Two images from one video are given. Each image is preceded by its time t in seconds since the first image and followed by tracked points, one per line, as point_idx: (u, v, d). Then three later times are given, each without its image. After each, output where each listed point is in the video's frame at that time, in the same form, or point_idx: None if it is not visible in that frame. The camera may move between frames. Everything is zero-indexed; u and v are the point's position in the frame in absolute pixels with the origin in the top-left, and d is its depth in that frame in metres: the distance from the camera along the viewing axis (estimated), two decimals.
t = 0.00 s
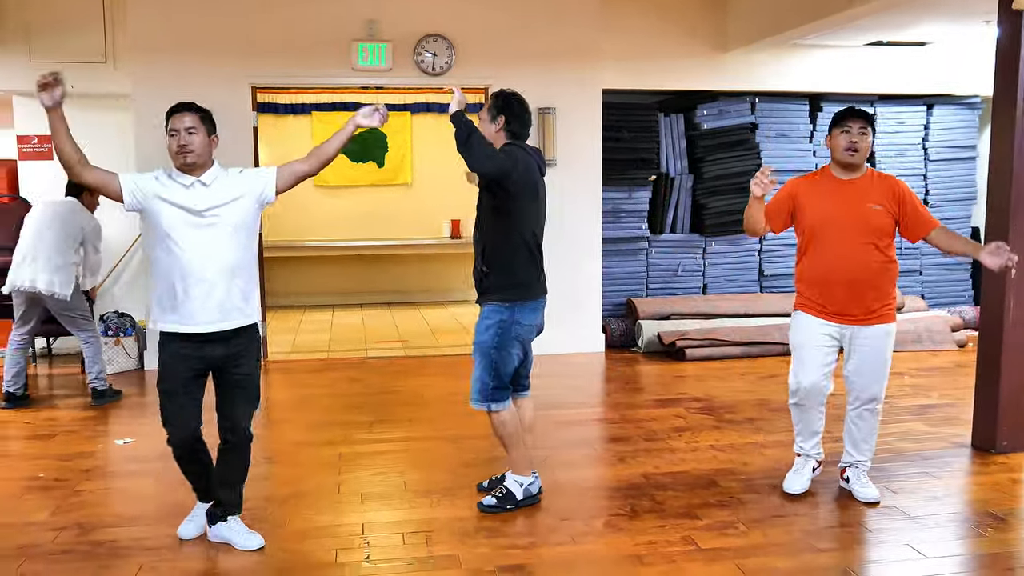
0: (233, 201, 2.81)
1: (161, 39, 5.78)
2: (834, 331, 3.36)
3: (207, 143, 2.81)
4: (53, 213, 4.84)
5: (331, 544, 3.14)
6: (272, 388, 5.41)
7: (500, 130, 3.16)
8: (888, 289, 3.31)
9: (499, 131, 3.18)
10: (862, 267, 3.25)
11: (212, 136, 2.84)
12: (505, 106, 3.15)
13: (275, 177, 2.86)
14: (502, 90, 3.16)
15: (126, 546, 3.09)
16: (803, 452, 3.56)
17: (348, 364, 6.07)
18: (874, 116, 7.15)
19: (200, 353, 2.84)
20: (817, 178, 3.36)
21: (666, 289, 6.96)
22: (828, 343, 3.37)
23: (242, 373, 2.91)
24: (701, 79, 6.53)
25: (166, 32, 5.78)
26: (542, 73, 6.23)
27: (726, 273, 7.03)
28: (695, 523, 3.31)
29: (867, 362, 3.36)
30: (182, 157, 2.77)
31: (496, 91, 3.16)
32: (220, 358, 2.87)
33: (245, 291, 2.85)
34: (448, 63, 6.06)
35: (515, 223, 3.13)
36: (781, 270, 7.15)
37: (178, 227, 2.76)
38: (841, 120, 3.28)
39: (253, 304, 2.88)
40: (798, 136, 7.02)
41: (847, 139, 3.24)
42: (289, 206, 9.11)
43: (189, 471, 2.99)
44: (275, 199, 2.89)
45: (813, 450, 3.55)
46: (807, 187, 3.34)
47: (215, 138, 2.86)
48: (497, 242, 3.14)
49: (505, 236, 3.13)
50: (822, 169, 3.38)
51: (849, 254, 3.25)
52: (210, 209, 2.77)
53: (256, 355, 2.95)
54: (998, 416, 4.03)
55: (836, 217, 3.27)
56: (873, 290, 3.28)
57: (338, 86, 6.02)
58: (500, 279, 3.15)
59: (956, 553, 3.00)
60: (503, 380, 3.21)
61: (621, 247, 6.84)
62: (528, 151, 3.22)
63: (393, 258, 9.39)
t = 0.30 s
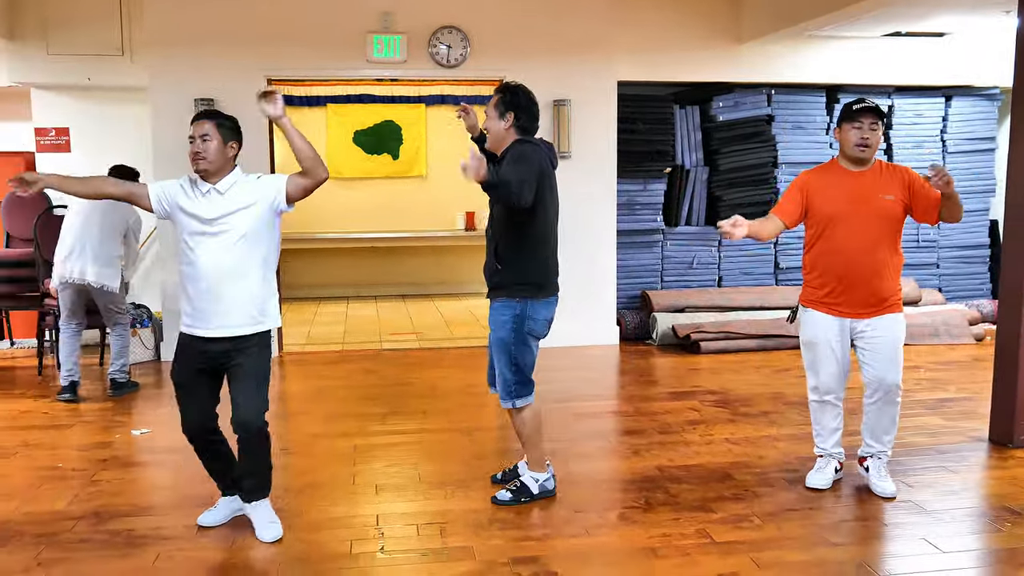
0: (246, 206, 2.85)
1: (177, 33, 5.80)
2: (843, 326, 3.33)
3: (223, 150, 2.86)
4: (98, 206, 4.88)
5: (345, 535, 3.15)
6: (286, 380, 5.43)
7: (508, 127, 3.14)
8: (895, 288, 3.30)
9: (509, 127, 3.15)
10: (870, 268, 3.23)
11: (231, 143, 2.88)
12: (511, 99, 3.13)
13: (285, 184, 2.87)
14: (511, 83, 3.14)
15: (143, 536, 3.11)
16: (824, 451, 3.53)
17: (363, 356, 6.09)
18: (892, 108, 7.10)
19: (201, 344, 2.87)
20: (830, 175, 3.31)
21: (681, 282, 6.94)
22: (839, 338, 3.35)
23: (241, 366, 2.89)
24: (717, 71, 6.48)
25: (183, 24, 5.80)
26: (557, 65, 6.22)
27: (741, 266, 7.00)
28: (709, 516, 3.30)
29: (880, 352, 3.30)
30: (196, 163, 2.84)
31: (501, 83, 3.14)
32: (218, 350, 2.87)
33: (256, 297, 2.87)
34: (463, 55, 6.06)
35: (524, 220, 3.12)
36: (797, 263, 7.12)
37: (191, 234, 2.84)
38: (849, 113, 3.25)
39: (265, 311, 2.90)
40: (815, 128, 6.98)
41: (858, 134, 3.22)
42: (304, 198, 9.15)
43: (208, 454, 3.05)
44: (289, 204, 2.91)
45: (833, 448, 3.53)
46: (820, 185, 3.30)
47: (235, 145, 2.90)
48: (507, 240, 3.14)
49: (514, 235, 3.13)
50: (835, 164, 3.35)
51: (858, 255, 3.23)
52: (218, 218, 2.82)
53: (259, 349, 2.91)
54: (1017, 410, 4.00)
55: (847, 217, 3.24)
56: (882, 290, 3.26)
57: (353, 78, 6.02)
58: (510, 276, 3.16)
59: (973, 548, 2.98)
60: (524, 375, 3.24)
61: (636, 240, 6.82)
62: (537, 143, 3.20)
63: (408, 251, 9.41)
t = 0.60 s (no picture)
0: (258, 190, 2.88)
1: (194, 29, 5.82)
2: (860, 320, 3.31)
3: (246, 132, 2.91)
4: (111, 199, 4.86)
5: (359, 529, 3.16)
6: (301, 375, 5.46)
7: (517, 125, 3.15)
8: (910, 276, 3.26)
9: (518, 125, 3.16)
10: (880, 255, 3.21)
11: (255, 125, 2.92)
12: (519, 97, 3.14)
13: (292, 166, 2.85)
14: (519, 80, 3.16)
15: (159, 529, 3.13)
16: (841, 449, 3.51)
17: (377, 351, 6.10)
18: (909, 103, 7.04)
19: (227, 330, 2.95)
20: (842, 168, 3.30)
21: (695, 278, 6.92)
22: (858, 333, 3.32)
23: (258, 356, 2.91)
24: (732, 66, 6.45)
25: (198, 21, 5.83)
26: (571, 61, 6.21)
27: (755, 262, 6.98)
28: (723, 513, 3.30)
29: (898, 346, 3.28)
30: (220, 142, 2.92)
31: (510, 81, 3.15)
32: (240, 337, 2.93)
33: (266, 279, 2.89)
34: (478, 51, 6.06)
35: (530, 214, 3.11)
36: (812, 259, 7.09)
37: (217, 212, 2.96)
38: (872, 111, 3.17)
39: (277, 294, 2.90)
40: (831, 124, 6.94)
41: (881, 140, 3.18)
42: (318, 193, 9.20)
43: (231, 438, 3.12)
44: (297, 187, 2.89)
45: (849, 446, 3.50)
46: (831, 178, 3.29)
47: (259, 125, 2.94)
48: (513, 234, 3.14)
49: (520, 229, 3.12)
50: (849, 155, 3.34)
51: (866, 242, 3.22)
52: (234, 197, 2.89)
53: (276, 341, 2.92)
54: None
55: (857, 207, 3.23)
56: (892, 280, 3.23)
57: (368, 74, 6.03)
58: (517, 272, 3.17)
59: (988, 547, 2.97)
60: (530, 370, 3.25)
61: (650, 236, 6.81)
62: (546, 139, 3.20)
63: (422, 247, 9.42)
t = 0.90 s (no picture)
0: (274, 201, 2.87)
1: (201, 27, 5.83)
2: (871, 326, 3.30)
3: (269, 144, 2.91)
4: (125, 200, 4.74)
5: (364, 528, 3.17)
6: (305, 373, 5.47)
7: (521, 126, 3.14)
8: (918, 283, 3.27)
9: (522, 125, 3.16)
10: (886, 263, 3.21)
11: (278, 137, 2.92)
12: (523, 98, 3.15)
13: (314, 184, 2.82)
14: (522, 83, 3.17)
15: (163, 527, 3.14)
16: (846, 450, 3.51)
17: (382, 349, 6.11)
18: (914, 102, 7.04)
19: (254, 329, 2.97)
20: (857, 177, 3.25)
21: (700, 277, 6.92)
22: (863, 340, 3.30)
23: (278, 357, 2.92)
24: (737, 65, 6.44)
25: (204, 19, 5.83)
26: (577, 60, 6.21)
27: (760, 261, 6.97)
28: (728, 512, 3.30)
29: (914, 344, 3.28)
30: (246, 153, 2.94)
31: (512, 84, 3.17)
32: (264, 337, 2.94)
33: (282, 292, 2.89)
34: (483, 49, 6.05)
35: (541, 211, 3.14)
36: (817, 259, 7.08)
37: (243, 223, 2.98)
38: (891, 124, 3.12)
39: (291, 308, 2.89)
40: (837, 123, 6.93)
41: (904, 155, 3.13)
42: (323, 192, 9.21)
43: (227, 436, 3.12)
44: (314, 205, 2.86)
45: (855, 448, 3.50)
46: (846, 187, 3.25)
47: (283, 137, 2.93)
48: (523, 231, 3.16)
49: (528, 228, 3.15)
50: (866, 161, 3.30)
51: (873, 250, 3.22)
52: (257, 210, 2.91)
53: (300, 346, 2.92)
54: None
55: (872, 217, 3.21)
56: (903, 290, 3.24)
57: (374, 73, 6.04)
58: (522, 272, 3.18)
59: (994, 547, 2.96)
60: (522, 367, 3.26)
61: (655, 235, 6.81)
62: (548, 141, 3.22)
63: (426, 245, 9.42)
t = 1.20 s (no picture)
0: (307, 185, 2.87)
1: (202, 27, 5.83)
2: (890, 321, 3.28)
3: (287, 126, 2.90)
4: (151, 203, 4.60)
5: (364, 527, 3.16)
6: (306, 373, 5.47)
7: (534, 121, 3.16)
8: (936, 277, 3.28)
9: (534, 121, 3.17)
10: (913, 255, 3.19)
11: (295, 118, 2.91)
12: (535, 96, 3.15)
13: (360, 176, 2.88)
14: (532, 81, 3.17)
15: (163, 525, 3.14)
16: (848, 448, 3.52)
17: (382, 349, 6.10)
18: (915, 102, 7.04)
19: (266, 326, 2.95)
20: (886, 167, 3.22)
21: (700, 277, 6.92)
22: (881, 334, 3.29)
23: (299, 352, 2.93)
24: (738, 65, 6.44)
25: (205, 18, 5.83)
26: (577, 60, 6.21)
27: (760, 261, 6.97)
28: (728, 512, 3.29)
29: (927, 346, 3.29)
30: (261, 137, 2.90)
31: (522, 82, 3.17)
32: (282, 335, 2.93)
33: (312, 278, 2.90)
34: (483, 49, 6.05)
35: (553, 208, 3.14)
36: (817, 258, 7.08)
37: (261, 206, 2.92)
38: (919, 111, 3.12)
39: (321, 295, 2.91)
40: (837, 122, 6.94)
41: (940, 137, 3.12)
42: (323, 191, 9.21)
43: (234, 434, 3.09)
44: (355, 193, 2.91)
45: (857, 445, 3.51)
46: (877, 176, 3.21)
47: (300, 119, 2.92)
48: (535, 231, 3.15)
49: (540, 226, 3.15)
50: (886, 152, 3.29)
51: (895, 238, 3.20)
52: (284, 194, 2.88)
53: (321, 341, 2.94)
54: None
55: (902, 208, 3.19)
56: (925, 282, 3.24)
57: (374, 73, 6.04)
58: (532, 270, 3.18)
59: (996, 547, 2.96)
60: (540, 362, 3.31)
61: (656, 234, 6.81)
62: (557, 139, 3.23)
63: (426, 245, 9.42)
